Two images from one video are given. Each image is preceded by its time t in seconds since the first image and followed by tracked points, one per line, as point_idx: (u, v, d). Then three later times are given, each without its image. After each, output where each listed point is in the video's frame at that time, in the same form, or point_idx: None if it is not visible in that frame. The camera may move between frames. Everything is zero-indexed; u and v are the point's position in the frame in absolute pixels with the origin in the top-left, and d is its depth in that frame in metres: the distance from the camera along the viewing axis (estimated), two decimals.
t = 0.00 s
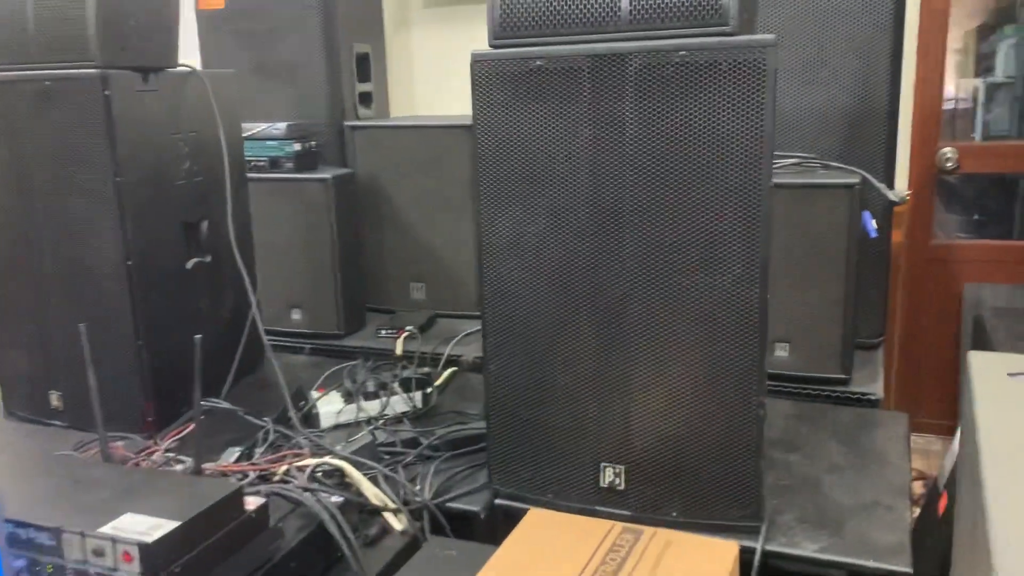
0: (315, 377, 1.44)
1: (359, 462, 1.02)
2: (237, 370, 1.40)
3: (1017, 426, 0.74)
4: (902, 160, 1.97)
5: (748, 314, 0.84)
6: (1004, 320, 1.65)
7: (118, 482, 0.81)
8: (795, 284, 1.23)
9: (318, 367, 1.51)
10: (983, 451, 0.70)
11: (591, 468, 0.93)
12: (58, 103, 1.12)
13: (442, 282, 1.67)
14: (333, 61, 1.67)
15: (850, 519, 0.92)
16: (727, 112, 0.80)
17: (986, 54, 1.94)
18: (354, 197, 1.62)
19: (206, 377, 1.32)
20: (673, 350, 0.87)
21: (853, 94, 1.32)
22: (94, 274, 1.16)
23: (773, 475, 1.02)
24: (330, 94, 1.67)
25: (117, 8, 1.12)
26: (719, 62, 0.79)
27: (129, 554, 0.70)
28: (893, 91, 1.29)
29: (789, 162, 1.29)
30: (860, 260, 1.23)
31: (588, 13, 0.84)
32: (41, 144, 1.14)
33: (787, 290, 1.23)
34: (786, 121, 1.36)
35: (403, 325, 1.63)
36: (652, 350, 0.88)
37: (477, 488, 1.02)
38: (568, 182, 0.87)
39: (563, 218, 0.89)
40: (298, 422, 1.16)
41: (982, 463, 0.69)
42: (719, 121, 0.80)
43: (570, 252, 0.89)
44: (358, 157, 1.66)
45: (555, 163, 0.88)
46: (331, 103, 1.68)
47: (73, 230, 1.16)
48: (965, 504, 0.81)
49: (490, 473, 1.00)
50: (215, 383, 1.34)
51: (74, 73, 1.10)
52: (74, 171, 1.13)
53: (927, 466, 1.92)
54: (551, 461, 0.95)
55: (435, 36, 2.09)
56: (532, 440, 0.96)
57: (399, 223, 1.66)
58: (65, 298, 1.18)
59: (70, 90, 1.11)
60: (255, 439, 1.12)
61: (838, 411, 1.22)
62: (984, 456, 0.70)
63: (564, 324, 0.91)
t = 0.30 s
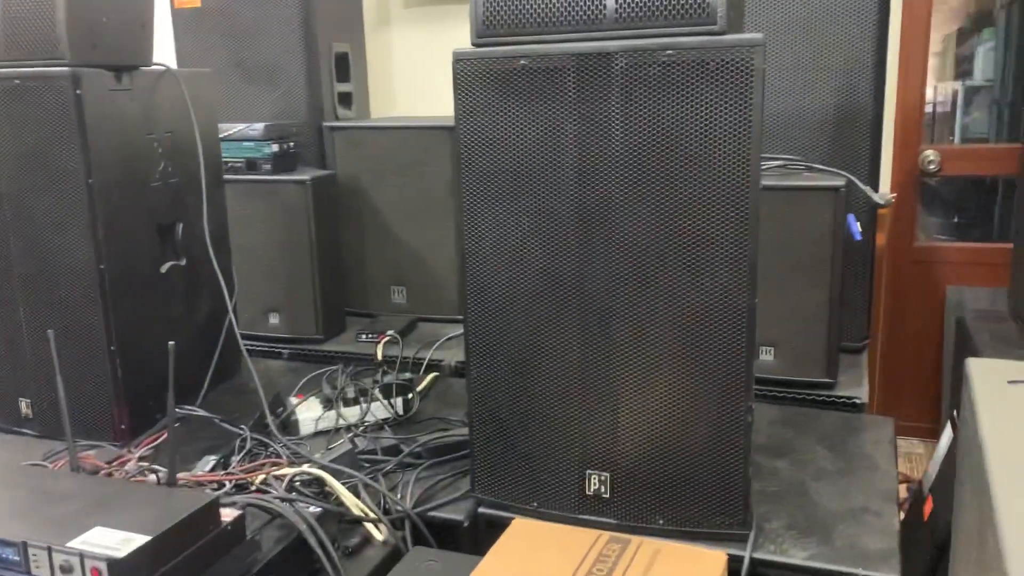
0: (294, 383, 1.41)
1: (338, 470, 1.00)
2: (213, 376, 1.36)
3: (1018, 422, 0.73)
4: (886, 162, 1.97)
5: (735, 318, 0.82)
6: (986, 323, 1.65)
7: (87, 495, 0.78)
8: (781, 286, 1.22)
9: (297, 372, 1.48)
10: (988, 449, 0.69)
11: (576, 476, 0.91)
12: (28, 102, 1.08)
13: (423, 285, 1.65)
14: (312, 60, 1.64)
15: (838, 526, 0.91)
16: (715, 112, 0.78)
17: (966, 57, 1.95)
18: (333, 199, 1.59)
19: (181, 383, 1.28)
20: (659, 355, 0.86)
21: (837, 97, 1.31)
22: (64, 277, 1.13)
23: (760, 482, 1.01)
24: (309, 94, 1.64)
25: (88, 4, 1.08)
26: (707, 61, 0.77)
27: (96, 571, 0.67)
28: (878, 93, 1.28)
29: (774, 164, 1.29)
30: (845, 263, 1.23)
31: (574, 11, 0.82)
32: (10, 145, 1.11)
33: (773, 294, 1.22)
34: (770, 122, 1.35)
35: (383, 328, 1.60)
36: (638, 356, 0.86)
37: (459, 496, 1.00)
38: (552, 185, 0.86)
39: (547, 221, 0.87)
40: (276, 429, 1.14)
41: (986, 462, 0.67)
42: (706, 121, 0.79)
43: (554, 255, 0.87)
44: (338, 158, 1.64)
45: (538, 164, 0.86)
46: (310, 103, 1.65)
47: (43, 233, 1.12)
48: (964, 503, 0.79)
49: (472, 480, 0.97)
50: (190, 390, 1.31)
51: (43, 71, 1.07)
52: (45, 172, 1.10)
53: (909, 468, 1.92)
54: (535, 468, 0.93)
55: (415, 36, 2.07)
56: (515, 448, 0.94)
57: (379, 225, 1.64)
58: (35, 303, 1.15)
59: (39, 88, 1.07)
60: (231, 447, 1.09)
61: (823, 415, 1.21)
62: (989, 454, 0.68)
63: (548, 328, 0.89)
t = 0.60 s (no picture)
0: (276, 387, 1.39)
1: (319, 476, 0.98)
2: (194, 381, 1.34)
3: (1008, 425, 0.72)
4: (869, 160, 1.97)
5: (720, 319, 0.81)
6: (970, 320, 1.65)
7: (61, 506, 0.77)
8: (766, 287, 1.21)
9: (279, 376, 1.46)
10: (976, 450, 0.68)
11: (560, 479, 0.90)
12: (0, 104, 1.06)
13: (407, 287, 1.63)
14: (293, 61, 1.62)
15: (825, 528, 0.90)
16: (698, 112, 0.77)
17: (948, 55, 1.95)
18: (316, 201, 1.58)
19: (160, 389, 1.26)
20: (644, 357, 0.85)
21: (820, 96, 1.31)
22: (40, 282, 1.10)
23: (746, 484, 1.00)
24: (290, 95, 1.62)
25: (62, 4, 1.06)
26: (689, 60, 0.77)
27: None
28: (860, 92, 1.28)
29: (758, 165, 1.28)
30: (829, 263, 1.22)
31: (554, 11, 0.81)
32: None
33: (758, 294, 1.22)
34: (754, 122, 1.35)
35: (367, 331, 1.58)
36: (622, 358, 0.85)
37: (443, 501, 0.99)
38: (534, 186, 0.85)
39: (529, 222, 0.86)
40: (257, 435, 1.12)
41: (974, 464, 0.66)
42: (689, 121, 0.78)
43: (537, 257, 0.86)
44: (320, 159, 1.62)
45: (520, 165, 0.85)
46: (292, 104, 1.63)
47: (18, 237, 1.10)
48: (951, 504, 0.79)
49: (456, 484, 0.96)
50: (170, 395, 1.29)
51: (17, 72, 1.05)
52: (19, 175, 1.08)
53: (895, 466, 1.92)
54: (520, 472, 0.92)
55: (398, 36, 2.05)
56: (499, 452, 0.93)
57: (362, 227, 1.62)
58: (9, 309, 1.13)
59: (12, 90, 1.05)
60: (211, 454, 1.07)
61: (809, 415, 1.20)
62: (977, 456, 0.68)
63: (532, 331, 0.88)
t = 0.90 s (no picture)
0: (257, 394, 1.37)
1: (299, 486, 0.96)
2: (172, 389, 1.32)
3: (998, 429, 0.71)
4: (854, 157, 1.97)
5: (705, 322, 0.80)
6: (957, 317, 1.65)
7: (29, 523, 0.74)
8: (752, 286, 1.20)
9: (260, 383, 1.43)
10: (966, 455, 0.67)
11: (544, 486, 0.88)
12: None
13: (390, 290, 1.61)
14: (272, 62, 1.60)
15: (814, 532, 0.89)
16: (679, 110, 0.76)
17: (932, 52, 1.95)
18: (296, 204, 1.55)
19: (138, 398, 1.24)
20: (628, 361, 0.83)
21: (804, 94, 1.30)
22: (10, 291, 1.07)
23: (733, 487, 0.99)
24: (268, 97, 1.60)
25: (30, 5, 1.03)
26: (670, 57, 0.75)
27: None
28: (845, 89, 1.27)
29: (743, 163, 1.27)
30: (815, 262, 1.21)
31: (532, 8, 0.79)
32: None
33: (745, 294, 1.20)
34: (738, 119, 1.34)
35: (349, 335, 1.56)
36: (606, 362, 0.84)
37: (427, 510, 0.97)
38: (514, 187, 0.83)
39: (510, 224, 0.84)
40: (236, 444, 1.10)
41: (965, 468, 0.65)
42: (670, 119, 0.76)
43: (518, 260, 0.84)
44: (300, 162, 1.60)
45: (499, 166, 0.83)
46: (270, 105, 1.60)
47: None
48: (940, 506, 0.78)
49: (438, 491, 0.94)
50: (148, 404, 1.26)
51: None
52: None
53: (882, 464, 1.92)
54: (504, 480, 0.90)
55: (379, 36, 2.03)
56: (483, 459, 0.91)
57: (343, 230, 1.60)
58: None
59: None
60: (188, 464, 1.05)
61: (797, 416, 1.19)
62: (968, 462, 0.66)
63: (514, 335, 0.86)
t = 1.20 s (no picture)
0: (236, 401, 1.35)
1: (278, 496, 0.94)
2: (150, 397, 1.29)
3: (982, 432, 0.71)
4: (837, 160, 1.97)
5: (689, 328, 0.79)
6: (939, 319, 1.65)
7: None
8: (737, 290, 1.19)
9: (239, 389, 1.41)
10: (940, 415, 0.65)
11: (527, 494, 0.87)
12: None
13: (372, 295, 1.59)
14: (251, 65, 1.58)
15: (798, 538, 0.88)
16: (662, 114, 0.75)
17: (912, 55, 1.96)
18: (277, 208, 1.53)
19: (115, 406, 1.21)
20: (611, 368, 0.82)
21: (787, 97, 1.30)
22: None
23: (717, 493, 0.98)
24: (248, 100, 1.58)
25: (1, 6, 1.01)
26: (652, 60, 0.74)
27: None
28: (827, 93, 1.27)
29: (726, 166, 1.27)
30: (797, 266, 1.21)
31: (513, 10, 0.78)
32: None
33: (728, 297, 1.20)
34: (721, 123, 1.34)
35: (331, 340, 1.54)
36: (589, 369, 0.83)
37: (408, 519, 0.96)
38: (495, 191, 0.82)
39: (491, 230, 0.83)
40: (214, 453, 1.08)
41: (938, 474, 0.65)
42: (653, 123, 0.75)
43: (499, 265, 0.83)
44: (280, 165, 1.58)
45: (480, 170, 0.82)
46: (250, 108, 1.58)
47: None
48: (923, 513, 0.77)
49: (420, 501, 0.93)
50: (125, 412, 1.24)
51: None
52: None
53: (867, 466, 1.92)
54: (487, 488, 0.89)
55: (360, 39, 2.01)
56: (465, 467, 0.90)
57: (324, 234, 1.58)
58: None
59: None
60: (164, 474, 1.02)
61: (781, 420, 1.19)
62: (943, 422, 0.65)
63: (496, 341, 0.85)
